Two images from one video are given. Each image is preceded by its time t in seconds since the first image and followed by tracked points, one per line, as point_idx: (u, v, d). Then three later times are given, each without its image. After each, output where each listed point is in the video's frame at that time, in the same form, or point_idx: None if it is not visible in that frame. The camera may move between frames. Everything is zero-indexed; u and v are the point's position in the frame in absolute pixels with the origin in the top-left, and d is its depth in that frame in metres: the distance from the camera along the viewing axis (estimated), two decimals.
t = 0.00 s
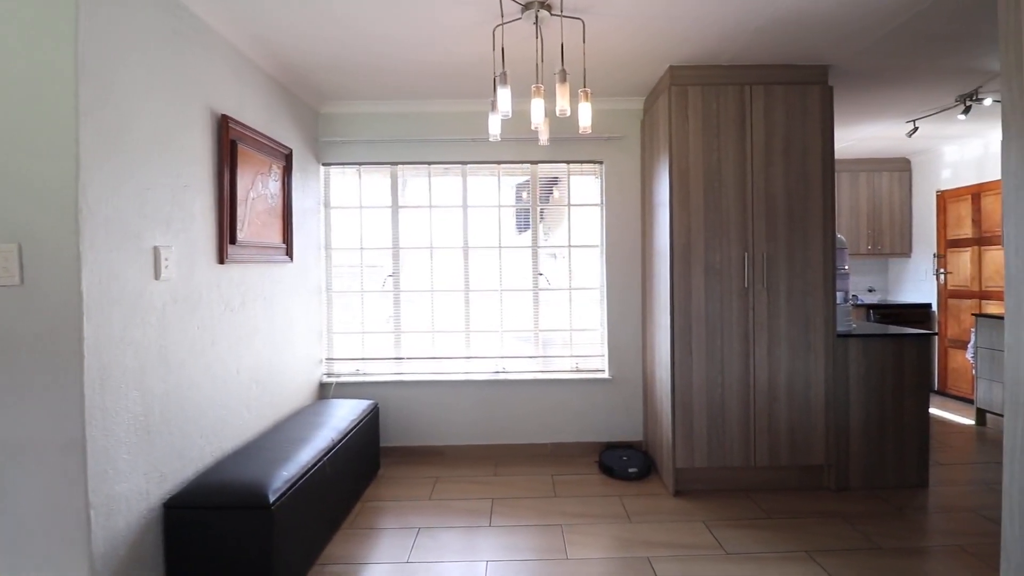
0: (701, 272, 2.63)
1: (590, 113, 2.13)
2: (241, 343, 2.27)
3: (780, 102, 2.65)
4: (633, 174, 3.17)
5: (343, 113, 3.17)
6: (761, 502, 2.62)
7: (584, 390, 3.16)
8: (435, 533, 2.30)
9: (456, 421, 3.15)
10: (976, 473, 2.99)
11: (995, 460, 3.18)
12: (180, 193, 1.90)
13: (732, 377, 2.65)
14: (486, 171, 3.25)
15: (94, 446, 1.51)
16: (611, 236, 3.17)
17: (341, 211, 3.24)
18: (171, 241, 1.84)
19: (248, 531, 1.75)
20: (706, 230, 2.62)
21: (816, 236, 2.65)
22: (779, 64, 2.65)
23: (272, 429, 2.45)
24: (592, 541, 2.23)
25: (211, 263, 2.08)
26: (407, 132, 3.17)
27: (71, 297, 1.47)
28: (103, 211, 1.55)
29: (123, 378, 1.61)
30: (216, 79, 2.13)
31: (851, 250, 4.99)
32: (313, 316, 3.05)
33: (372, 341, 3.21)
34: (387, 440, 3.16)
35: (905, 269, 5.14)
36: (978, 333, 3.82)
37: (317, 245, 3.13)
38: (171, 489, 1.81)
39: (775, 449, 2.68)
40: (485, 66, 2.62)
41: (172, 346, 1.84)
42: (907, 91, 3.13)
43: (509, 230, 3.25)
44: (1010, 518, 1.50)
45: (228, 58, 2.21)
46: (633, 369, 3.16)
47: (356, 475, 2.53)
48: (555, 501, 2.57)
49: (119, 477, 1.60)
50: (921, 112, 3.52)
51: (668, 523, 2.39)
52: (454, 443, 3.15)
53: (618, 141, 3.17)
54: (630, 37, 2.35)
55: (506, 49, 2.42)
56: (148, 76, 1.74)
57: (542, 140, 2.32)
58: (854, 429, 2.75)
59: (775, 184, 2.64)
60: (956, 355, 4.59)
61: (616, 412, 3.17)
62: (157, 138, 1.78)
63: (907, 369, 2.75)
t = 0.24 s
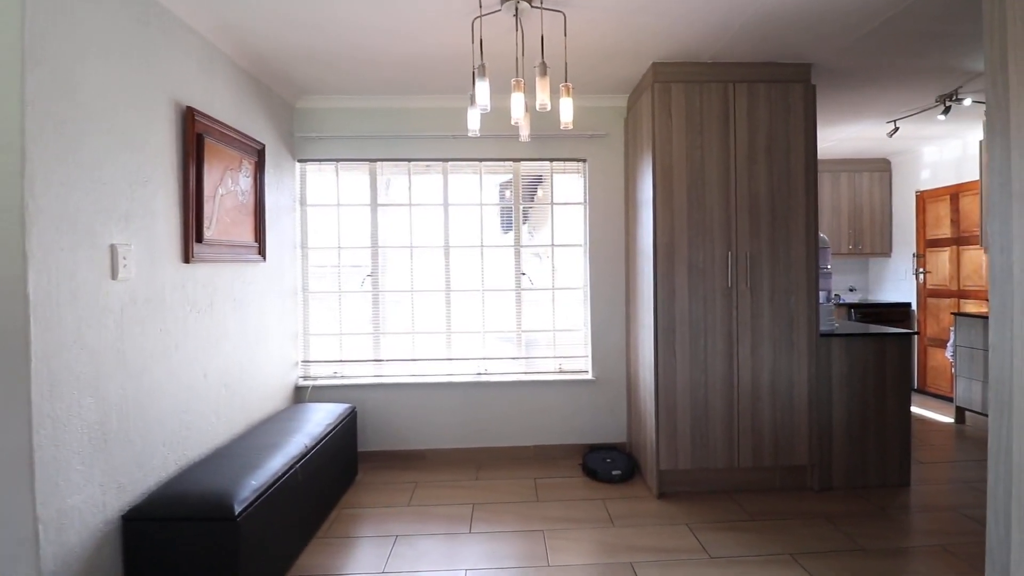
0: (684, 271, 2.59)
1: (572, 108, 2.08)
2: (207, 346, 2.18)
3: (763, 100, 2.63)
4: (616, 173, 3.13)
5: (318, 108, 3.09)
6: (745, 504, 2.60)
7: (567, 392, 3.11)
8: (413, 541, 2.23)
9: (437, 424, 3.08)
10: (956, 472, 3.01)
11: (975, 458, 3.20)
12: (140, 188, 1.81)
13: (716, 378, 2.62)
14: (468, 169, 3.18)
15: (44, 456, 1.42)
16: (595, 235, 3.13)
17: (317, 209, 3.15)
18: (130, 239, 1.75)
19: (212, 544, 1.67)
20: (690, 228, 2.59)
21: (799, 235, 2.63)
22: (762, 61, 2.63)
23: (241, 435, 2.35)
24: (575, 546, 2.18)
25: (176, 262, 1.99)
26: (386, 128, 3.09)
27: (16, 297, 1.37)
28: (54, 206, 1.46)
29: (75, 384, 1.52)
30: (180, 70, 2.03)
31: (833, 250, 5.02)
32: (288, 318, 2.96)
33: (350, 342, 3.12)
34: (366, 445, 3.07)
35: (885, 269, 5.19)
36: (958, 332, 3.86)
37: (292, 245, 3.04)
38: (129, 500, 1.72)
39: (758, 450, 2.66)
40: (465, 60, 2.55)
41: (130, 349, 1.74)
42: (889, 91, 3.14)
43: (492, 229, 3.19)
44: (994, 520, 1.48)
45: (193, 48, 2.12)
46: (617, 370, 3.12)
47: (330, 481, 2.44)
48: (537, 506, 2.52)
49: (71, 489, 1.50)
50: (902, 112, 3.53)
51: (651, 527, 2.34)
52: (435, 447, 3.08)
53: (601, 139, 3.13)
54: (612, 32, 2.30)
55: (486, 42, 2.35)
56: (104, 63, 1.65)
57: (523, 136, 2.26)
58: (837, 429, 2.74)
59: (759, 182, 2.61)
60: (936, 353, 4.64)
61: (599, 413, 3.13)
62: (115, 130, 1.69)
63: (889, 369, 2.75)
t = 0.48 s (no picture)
0: (671, 271, 2.55)
1: (555, 103, 2.02)
2: (175, 350, 2.09)
3: (750, 97, 2.59)
4: (602, 171, 3.08)
5: (296, 103, 3.00)
6: (732, 506, 2.56)
7: (553, 394, 3.06)
8: (393, 550, 2.15)
9: (419, 427, 3.00)
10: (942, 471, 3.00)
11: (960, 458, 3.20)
12: (100, 183, 1.71)
13: (703, 379, 2.58)
14: (451, 167, 3.11)
15: None
16: (580, 234, 3.08)
17: (296, 207, 3.06)
18: (87, 237, 1.65)
19: (176, 558, 1.58)
20: (676, 227, 2.55)
21: (786, 234, 2.60)
22: (749, 57, 2.59)
23: (213, 442, 2.26)
24: (559, 554, 2.12)
25: (140, 262, 1.90)
26: (366, 124, 3.01)
27: None
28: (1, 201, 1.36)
29: (26, 391, 1.43)
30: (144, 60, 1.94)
31: (819, 249, 5.03)
32: (264, 319, 2.86)
33: (330, 344, 3.04)
34: (346, 450, 2.99)
35: (870, 268, 5.21)
36: (942, 331, 3.87)
37: (269, 244, 2.95)
38: (87, 513, 1.63)
39: (746, 452, 2.62)
40: (446, 53, 2.48)
41: (88, 354, 1.65)
42: (874, 90, 3.12)
43: (476, 228, 3.12)
44: (985, 526, 1.45)
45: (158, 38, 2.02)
46: (603, 371, 3.07)
47: (307, 488, 2.36)
48: (521, 511, 2.46)
49: (21, 504, 1.41)
50: (888, 111, 3.53)
51: (637, 532, 2.29)
52: (417, 451, 3.01)
53: (587, 136, 3.07)
54: (596, 26, 2.25)
55: (467, 35, 2.29)
56: (58, 51, 1.56)
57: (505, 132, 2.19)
58: (824, 430, 2.72)
59: (746, 181, 2.58)
60: (920, 352, 4.66)
61: (585, 415, 3.08)
62: (71, 121, 1.60)
63: (876, 369, 2.73)
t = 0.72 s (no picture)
0: (658, 270, 2.50)
1: (540, 96, 1.96)
2: (142, 352, 1.99)
3: (738, 94, 2.56)
4: (589, 169, 3.03)
5: (274, 97, 2.91)
6: (720, 509, 2.52)
7: (539, 395, 3.00)
8: (372, 559, 2.08)
9: (402, 431, 2.93)
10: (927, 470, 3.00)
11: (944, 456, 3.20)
12: (59, 175, 1.62)
13: (690, 380, 2.54)
14: (435, 163, 3.04)
15: None
16: (566, 232, 3.02)
17: (274, 204, 2.96)
18: (44, 232, 1.56)
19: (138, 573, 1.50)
20: (664, 225, 2.50)
21: (774, 233, 2.57)
22: (737, 54, 2.56)
23: (183, 447, 2.17)
24: (544, 560, 2.06)
25: (104, 259, 1.81)
26: (347, 118, 2.93)
27: None
28: None
29: None
30: (108, 47, 1.84)
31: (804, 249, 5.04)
32: (240, 320, 2.77)
33: (310, 345, 2.95)
34: (325, 454, 2.90)
35: (855, 268, 5.23)
36: (927, 331, 3.89)
37: (245, 242, 2.85)
38: (43, 526, 1.54)
39: (733, 453, 2.59)
40: (429, 45, 2.41)
41: (45, 357, 1.55)
42: (861, 89, 3.11)
43: (460, 226, 3.05)
44: (977, 529, 1.43)
45: (124, 24, 1.93)
46: (589, 372, 3.02)
47: (284, 495, 2.28)
48: (506, 516, 2.39)
49: None
50: (874, 111, 3.53)
51: (624, 537, 2.24)
52: (400, 455, 2.93)
53: (573, 133, 3.02)
54: (582, 19, 2.19)
55: (450, 26, 2.22)
56: (11, 34, 1.46)
57: (489, 126, 2.13)
58: (811, 430, 2.70)
59: (734, 178, 2.54)
60: (904, 351, 4.69)
61: (572, 417, 3.02)
62: (26, 109, 1.50)
63: (863, 369, 2.71)
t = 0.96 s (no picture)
0: (648, 268, 2.45)
1: (526, 88, 1.89)
2: (108, 355, 1.89)
3: (728, 89, 2.51)
4: (577, 166, 2.98)
5: (252, 90, 2.81)
6: (711, 511, 2.48)
7: (526, 396, 2.94)
8: (352, 569, 2.00)
9: (385, 434, 2.85)
10: (916, 469, 2.99)
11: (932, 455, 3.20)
12: (14, 167, 1.52)
13: (680, 380, 2.49)
14: (419, 159, 2.96)
15: None
16: (554, 230, 2.96)
17: (252, 201, 2.86)
18: None
19: None
20: (653, 223, 2.45)
21: (764, 231, 2.54)
22: (727, 49, 2.52)
23: (153, 455, 2.07)
24: (531, 567, 2.00)
25: (65, 256, 1.71)
26: (328, 112, 2.84)
27: None
28: None
29: None
30: (69, 32, 1.74)
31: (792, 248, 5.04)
32: (216, 321, 2.67)
33: (290, 347, 2.85)
34: (306, 459, 2.81)
35: (842, 267, 5.25)
36: (914, 329, 3.90)
37: (221, 240, 2.75)
38: None
39: (724, 455, 2.55)
40: (412, 36, 2.34)
41: None
42: (849, 86, 3.10)
43: (446, 223, 2.97)
44: (975, 532, 1.39)
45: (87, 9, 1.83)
46: (578, 372, 2.97)
47: (260, 503, 2.19)
48: (492, 522, 2.33)
49: None
50: (862, 109, 3.52)
51: (614, 542, 2.19)
52: (383, 459, 2.85)
53: (561, 129, 2.96)
54: (570, 10, 2.13)
55: (432, 16, 2.15)
56: None
57: (474, 119, 2.06)
58: (801, 430, 2.66)
59: (724, 175, 2.50)
60: (891, 350, 4.70)
61: (560, 418, 2.96)
62: None
63: (853, 368, 2.69)
